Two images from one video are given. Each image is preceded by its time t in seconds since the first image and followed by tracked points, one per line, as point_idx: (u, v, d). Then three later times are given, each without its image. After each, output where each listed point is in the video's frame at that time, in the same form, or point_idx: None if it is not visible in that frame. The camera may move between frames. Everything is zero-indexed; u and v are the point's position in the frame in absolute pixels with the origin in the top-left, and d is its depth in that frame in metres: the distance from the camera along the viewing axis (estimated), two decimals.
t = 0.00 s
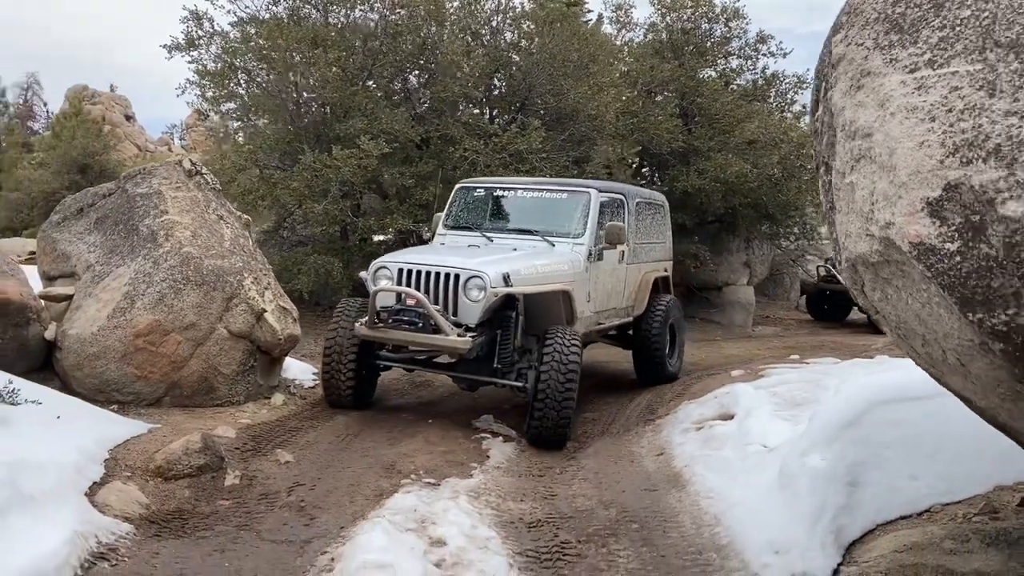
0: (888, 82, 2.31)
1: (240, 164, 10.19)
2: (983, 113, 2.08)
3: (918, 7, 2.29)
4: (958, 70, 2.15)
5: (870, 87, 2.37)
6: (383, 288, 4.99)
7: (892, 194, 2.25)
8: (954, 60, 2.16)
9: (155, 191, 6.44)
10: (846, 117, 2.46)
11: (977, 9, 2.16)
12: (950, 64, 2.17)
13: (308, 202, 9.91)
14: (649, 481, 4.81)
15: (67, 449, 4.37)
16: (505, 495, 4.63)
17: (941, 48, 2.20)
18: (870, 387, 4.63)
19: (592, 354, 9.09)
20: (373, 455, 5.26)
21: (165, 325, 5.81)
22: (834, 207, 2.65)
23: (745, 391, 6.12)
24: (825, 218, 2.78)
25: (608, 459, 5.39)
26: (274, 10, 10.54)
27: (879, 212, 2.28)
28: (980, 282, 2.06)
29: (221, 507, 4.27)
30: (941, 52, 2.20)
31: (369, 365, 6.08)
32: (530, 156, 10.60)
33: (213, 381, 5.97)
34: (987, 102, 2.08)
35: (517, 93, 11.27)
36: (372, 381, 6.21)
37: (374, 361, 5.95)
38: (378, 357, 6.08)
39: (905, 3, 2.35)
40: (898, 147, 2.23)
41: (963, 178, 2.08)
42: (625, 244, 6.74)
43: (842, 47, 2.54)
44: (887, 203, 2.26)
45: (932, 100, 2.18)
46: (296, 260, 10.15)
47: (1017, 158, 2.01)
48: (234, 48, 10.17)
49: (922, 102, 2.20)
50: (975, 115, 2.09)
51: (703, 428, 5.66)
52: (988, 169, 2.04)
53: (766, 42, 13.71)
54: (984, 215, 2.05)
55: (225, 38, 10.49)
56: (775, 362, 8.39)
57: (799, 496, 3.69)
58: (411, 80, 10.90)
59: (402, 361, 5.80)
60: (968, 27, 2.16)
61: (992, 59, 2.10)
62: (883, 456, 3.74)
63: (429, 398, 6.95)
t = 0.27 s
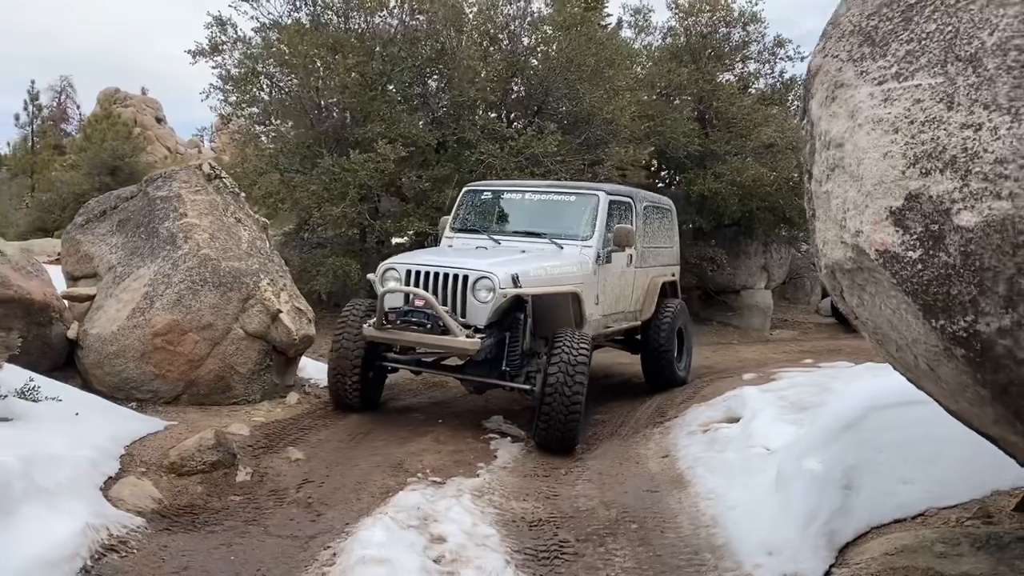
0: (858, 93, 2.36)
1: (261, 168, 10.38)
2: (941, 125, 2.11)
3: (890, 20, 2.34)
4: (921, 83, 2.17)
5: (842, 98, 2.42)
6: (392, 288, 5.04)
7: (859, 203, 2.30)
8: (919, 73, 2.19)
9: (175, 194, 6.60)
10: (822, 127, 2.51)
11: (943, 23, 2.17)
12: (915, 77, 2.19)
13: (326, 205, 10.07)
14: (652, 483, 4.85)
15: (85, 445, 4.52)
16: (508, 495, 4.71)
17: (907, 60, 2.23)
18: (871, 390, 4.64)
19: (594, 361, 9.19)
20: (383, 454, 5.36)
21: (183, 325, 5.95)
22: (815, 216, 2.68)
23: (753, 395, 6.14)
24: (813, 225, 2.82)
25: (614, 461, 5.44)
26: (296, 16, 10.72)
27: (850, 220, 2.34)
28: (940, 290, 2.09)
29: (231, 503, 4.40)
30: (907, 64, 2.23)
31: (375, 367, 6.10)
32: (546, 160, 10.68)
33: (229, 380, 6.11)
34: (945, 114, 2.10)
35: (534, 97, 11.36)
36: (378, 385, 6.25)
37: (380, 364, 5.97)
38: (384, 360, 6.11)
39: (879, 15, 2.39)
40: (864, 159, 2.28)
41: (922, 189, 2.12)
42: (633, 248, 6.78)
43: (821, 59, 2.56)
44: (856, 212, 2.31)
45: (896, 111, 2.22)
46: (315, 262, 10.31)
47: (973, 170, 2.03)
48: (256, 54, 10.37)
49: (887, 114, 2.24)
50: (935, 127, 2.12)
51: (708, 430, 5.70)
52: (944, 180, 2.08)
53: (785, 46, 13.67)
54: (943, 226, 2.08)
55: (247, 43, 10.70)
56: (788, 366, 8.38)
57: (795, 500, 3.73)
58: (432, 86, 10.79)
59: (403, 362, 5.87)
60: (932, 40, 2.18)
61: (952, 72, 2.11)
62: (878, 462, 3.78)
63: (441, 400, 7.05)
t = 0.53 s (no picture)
0: (850, 102, 2.49)
1: (284, 168, 10.55)
2: (926, 134, 2.25)
3: (882, 30, 2.46)
4: (909, 93, 2.31)
5: (835, 106, 2.54)
6: (406, 289, 5.04)
7: (850, 209, 2.43)
8: (907, 82, 2.32)
9: (199, 195, 6.75)
10: (818, 132, 2.63)
11: (930, 34, 2.31)
12: (903, 86, 2.33)
13: (347, 206, 10.21)
14: (663, 482, 4.87)
15: (108, 439, 4.66)
16: (520, 493, 4.78)
17: (897, 71, 2.36)
18: (884, 394, 4.63)
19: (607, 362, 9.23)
20: (398, 451, 5.45)
21: (205, 323, 6.10)
22: (812, 221, 2.72)
23: (767, 397, 6.14)
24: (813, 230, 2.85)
25: (626, 461, 5.49)
26: (320, 18, 10.84)
27: (841, 223, 2.49)
28: (925, 294, 2.25)
29: (248, 497, 4.52)
30: (896, 75, 2.36)
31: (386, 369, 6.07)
32: (566, 162, 10.72)
33: (249, 378, 6.25)
34: (930, 123, 2.24)
35: (556, 98, 11.41)
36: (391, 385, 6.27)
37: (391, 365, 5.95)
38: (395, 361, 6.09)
39: (873, 25, 2.51)
40: (853, 165, 2.42)
41: (907, 196, 2.27)
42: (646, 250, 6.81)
43: (818, 67, 2.68)
44: (847, 217, 2.45)
45: (885, 120, 2.36)
46: (336, 261, 10.45)
47: (955, 180, 2.17)
48: (280, 56, 10.54)
49: (876, 122, 2.38)
50: (920, 136, 2.26)
51: (722, 431, 5.71)
52: (928, 187, 2.23)
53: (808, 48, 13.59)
54: (928, 232, 2.22)
55: (272, 45, 10.87)
56: (806, 369, 8.35)
57: (801, 502, 3.75)
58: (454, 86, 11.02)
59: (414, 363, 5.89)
60: (920, 51, 2.31)
61: (937, 82, 2.25)
62: (886, 464, 3.79)
63: (459, 399, 7.14)
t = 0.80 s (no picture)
0: (840, 104, 2.53)
1: (310, 168, 10.77)
2: (908, 135, 2.30)
3: (874, 35, 2.51)
4: (895, 96, 2.37)
5: (826, 108, 2.59)
6: (422, 285, 5.12)
7: (839, 207, 2.47)
8: (894, 86, 2.38)
9: (227, 194, 6.96)
10: (811, 134, 2.67)
11: (917, 40, 2.37)
12: (890, 89, 2.38)
13: (372, 205, 10.40)
14: (675, 477, 4.94)
15: (140, 428, 4.87)
16: (535, 485, 4.89)
17: (884, 74, 2.42)
18: (895, 392, 4.68)
19: (623, 363, 9.31)
20: (417, 444, 5.60)
21: (232, 318, 6.29)
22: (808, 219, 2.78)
23: (782, 396, 6.19)
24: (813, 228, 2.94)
25: (641, 456, 5.57)
26: (347, 21, 11.00)
27: (829, 221, 2.53)
28: (907, 287, 2.30)
29: (272, 485, 4.68)
30: (883, 78, 2.41)
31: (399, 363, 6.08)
32: (588, 163, 10.83)
33: (275, 371, 6.43)
34: (912, 125, 2.30)
35: (579, 99, 11.51)
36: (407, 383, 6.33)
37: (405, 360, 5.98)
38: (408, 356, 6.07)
39: (866, 31, 2.56)
40: (842, 165, 2.46)
41: (890, 195, 2.32)
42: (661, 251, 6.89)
43: (815, 71, 2.72)
44: (836, 215, 2.49)
45: (872, 121, 2.40)
46: (362, 260, 10.65)
47: (933, 178, 2.23)
48: (307, 58, 10.76)
49: (864, 124, 2.43)
50: (902, 137, 2.32)
51: (736, 429, 5.77)
52: (909, 186, 2.28)
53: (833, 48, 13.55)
54: (908, 228, 2.28)
55: (299, 48, 11.10)
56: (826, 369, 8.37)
57: (808, 496, 3.83)
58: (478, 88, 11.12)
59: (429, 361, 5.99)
60: (907, 56, 2.37)
61: (921, 86, 2.31)
62: (894, 459, 3.85)
63: (479, 395, 7.27)
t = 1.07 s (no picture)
0: (825, 113, 2.78)
1: (337, 170, 11.03)
2: (881, 143, 2.54)
3: (857, 50, 2.76)
4: (872, 106, 2.61)
5: (813, 117, 2.84)
6: (438, 283, 5.29)
7: (822, 208, 2.72)
8: (871, 97, 2.62)
9: (257, 195, 7.23)
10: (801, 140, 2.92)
11: (893, 55, 2.61)
12: (868, 100, 2.63)
13: (396, 206, 10.63)
14: (686, 470, 5.09)
15: (174, 418, 5.13)
16: (550, 476, 5.06)
17: (864, 87, 2.67)
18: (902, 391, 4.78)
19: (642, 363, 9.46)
20: (437, 437, 5.79)
21: (261, 314, 6.55)
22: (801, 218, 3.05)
23: (795, 394, 6.29)
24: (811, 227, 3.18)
25: (655, 450, 5.72)
26: (373, 26, 11.19)
27: (813, 223, 2.80)
28: (881, 282, 2.54)
29: (298, 473, 4.91)
30: (863, 90, 2.67)
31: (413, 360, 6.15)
32: (609, 165, 10.98)
33: (301, 366, 6.66)
34: (884, 134, 2.54)
35: (600, 103, 11.67)
36: (422, 380, 6.41)
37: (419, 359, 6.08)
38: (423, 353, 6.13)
39: (850, 45, 2.81)
40: (825, 169, 2.71)
41: (865, 198, 2.56)
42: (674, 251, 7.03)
43: (806, 81, 2.98)
44: (819, 216, 2.74)
45: (850, 130, 2.65)
46: (386, 260, 10.88)
47: (901, 182, 2.46)
48: (334, 63, 11.02)
49: (844, 132, 2.67)
50: (876, 145, 2.56)
51: (748, 425, 5.89)
52: (880, 190, 2.51)
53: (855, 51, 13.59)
54: (879, 228, 2.51)
55: (327, 52, 11.38)
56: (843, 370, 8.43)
57: (811, 488, 3.95)
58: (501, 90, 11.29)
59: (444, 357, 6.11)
60: (884, 70, 2.62)
61: (893, 97, 2.56)
62: (894, 454, 3.96)
63: (498, 392, 7.45)
